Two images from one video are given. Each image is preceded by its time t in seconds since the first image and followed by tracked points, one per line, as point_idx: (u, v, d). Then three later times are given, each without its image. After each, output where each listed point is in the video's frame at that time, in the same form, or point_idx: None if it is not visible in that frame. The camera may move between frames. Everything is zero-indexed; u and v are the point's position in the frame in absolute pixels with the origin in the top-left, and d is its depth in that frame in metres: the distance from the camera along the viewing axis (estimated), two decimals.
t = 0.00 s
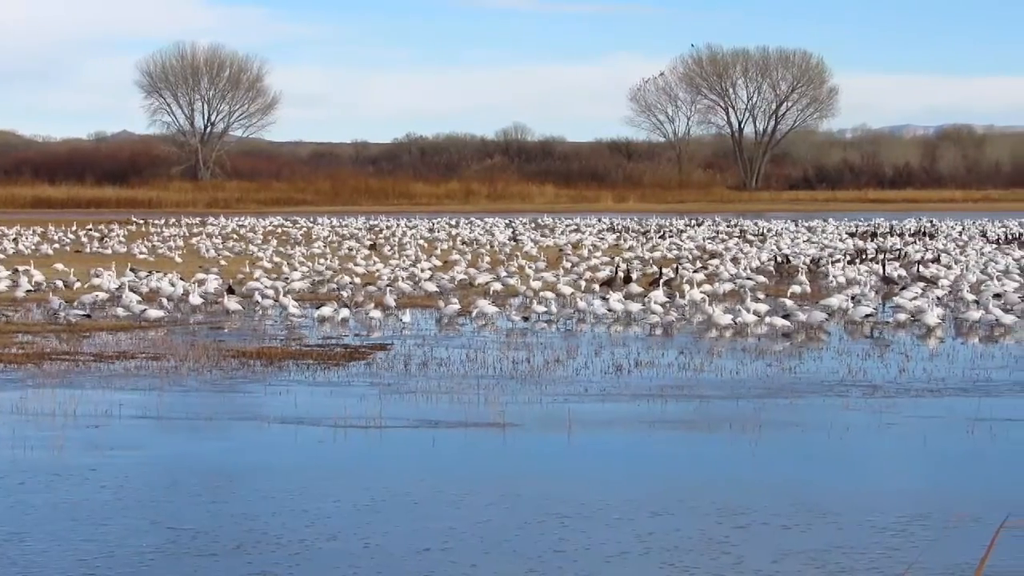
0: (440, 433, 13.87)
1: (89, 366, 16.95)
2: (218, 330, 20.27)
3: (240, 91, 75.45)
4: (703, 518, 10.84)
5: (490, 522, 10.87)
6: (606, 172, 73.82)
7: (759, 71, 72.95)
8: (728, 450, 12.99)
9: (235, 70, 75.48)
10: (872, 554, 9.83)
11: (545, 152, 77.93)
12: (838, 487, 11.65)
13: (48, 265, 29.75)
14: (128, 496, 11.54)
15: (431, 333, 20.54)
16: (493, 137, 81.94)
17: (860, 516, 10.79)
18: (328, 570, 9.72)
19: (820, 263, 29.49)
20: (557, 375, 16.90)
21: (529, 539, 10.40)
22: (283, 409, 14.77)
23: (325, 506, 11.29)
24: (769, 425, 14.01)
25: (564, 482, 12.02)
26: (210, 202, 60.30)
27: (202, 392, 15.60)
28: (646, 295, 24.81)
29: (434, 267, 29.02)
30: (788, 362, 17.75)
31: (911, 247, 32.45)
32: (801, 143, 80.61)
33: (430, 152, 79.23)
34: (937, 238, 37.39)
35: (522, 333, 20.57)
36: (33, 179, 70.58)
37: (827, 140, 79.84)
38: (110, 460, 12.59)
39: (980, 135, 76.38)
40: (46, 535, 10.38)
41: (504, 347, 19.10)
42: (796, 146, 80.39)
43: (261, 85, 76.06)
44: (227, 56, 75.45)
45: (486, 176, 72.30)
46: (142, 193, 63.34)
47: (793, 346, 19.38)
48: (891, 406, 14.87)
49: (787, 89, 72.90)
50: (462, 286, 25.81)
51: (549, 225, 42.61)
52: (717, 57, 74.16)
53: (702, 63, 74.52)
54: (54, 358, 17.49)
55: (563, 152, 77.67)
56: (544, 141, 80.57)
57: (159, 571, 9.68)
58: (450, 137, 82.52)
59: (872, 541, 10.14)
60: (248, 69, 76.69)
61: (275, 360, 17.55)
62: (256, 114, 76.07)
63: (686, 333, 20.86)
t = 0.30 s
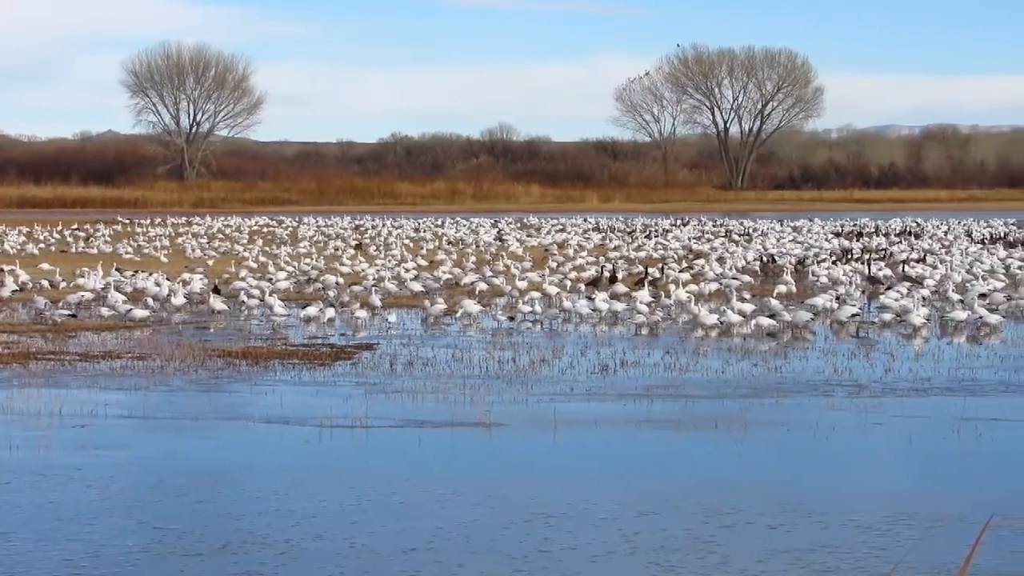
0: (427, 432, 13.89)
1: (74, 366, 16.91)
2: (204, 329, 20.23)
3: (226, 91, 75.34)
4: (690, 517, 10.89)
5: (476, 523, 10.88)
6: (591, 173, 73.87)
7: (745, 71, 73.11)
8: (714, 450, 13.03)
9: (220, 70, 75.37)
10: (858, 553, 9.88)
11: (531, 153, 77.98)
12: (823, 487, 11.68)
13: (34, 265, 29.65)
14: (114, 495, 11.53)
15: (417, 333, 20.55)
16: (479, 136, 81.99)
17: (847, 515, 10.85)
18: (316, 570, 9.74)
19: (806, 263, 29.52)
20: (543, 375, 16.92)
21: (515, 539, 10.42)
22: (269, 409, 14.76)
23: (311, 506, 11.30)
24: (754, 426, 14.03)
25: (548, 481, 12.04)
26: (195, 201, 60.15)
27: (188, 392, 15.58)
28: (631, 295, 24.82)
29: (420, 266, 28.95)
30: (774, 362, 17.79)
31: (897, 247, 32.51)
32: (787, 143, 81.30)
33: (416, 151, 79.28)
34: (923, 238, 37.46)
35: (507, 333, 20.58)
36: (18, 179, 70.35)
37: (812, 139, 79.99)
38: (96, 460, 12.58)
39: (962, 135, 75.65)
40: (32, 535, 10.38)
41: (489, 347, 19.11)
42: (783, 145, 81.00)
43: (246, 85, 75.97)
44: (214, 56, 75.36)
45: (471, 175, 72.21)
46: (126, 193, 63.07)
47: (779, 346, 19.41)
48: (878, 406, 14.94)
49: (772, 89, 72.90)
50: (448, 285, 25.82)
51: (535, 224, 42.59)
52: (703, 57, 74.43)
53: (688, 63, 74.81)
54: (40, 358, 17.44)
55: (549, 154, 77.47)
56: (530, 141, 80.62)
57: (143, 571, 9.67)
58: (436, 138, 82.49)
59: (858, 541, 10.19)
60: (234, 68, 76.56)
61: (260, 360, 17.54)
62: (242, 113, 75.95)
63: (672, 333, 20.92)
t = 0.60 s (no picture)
0: (424, 431, 13.89)
1: (70, 366, 16.89)
2: (200, 329, 20.20)
3: (221, 90, 75.34)
4: (688, 517, 10.90)
5: (472, 523, 10.88)
6: (586, 173, 73.69)
7: (741, 71, 72.90)
8: (711, 450, 13.03)
9: (216, 70, 75.31)
10: (855, 553, 9.89)
11: (526, 152, 78.03)
12: (818, 487, 11.68)
13: (30, 265, 29.59)
14: (110, 495, 11.52)
15: (413, 332, 20.54)
16: (474, 137, 82.00)
17: (844, 515, 10.87)
18: (313, 570, 9.73)
19: (802, 263, 29.53)
20: (538, 375, 16.91)
21: (510, 539, 10.42)
22: (265, 409, 14.75)
23: (307, 506, 11.30)
24: (750, 425, 14.03)
25: (543, 481, 12.04)
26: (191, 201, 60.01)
27: (184, 392, 15.57)
28: (626, 296, 24.80)
29: (415, 266, 28.92)
30: (770, 363, 17.80)
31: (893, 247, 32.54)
32: (781, 143, 81.62)
33: (412, 152, 79.55)
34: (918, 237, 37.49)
35: (503, 333, 20.57)
36: (14, 178, 70.29)
37: (806, 140, 81.09)
38: (92, 460, 12.56)
39: (957, 136, 79.33)
40: (28, 535, 10.36)
41: (485, 347, 19.09)
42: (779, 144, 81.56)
43: (242, 84, 76.03)
44: (208, 55, 75.14)
45: (467, 175, 72.10)
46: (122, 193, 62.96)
47: (775, 346, 19.40)
48: (874, 405, 14.95)
49: (767, 88, 73.10)
50: (444, 284, 25.80)
51: (531, 224, 42.54)
52: (698, 57, 74.02)
53: (683, 62, 74.38)
54: (37, 357, 17.41)
55: (545, 152, 78.33)
56: (526, 141, 80.68)
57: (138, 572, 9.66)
58: (432, 138, 82.54)
59: (853, 540, 10.19)
60: (229, 68, 76.54)
61: (256, 360, 17.52)
62: (237, 113, 75.95)
63: (667, 333, 20.92)
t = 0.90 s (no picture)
0: (424, 431, 13.89)
1: (70, 366, 16.89)
2: (199, 329, 20.19)
3: (221, 90, 75.34)
4: (687, 517, 10.90)
5: (472, 522, 10.89)
6: (586, 173, 73.65)
7: (741, 71, 72.95)
8: (710, 450, 13.03)
9: (215, 70, 75.30)
10: (855, 553, 9.90)
11: (526, 152, 78.06)
12: (818, 487, 11.69)
13: (30, 265, 29.58)
14: (109, 495, 11.51)
15: (413, 332, 20.55)
16: (474, 136, 82.01)
17: (844, 515, 10.87)
18: (314, 570, 9.74)
19: (802, 263, 29.54)
20: (538, 375, 16.92)
21: (510, 539, 10.42)
22: (263, 409, 14.75)
23: (307, 506, 11.29)
24: (749, 425, 14.03)
25: (543, 481, 12.05)
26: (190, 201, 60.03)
27: (183, 391, 15.56)
28: (626, 296, 24.81)
29: (414, 267, 28.91)
30: (770, 362, 17.80)
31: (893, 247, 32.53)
32: (781, 143, 81.68)
33: (412, 152, 79.57)
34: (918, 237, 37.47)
35: (502, 333, 20.56)
36: (14, 178, 70.28)
37: (806, 140, 81.15)
38: (92, 460, 12.56)
39: (957, 136, 79.36)
40: (28, 535, 10.36)
41: (485, 347, 19.08)
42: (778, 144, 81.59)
43: (241, 84, 76.03)
44: (208, 55, 75.09)
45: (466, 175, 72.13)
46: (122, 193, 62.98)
47: (774, 346, 19.41)
48: (873, 406, 14.96)
49: (767, 88, 73.16)
50: (444, 285, 25.81)
51: (530, 224, 42.52)
52: (698, 57, 74.09)
53: (683, 62, 74.38)
54: (36, 357, 17.41)
55: (544, 152, 78.31)
56: (525, 141, 80.71)
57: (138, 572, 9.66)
58: (432, 138, 82.56)
59: (853, 540, 10.20)
60: (229, 68, 76.55)
61: (256, 359, 17.52)
62: (236, 113, 75.94)
63: (667, 333, 20.93)
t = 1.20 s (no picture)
0: (419, 431, 13.91)
1: (64, 366, 16.89)
2: (194, 330, 20.20)
3: (215, 90, 75.27)
4: (682, 517, 10.91)
5: (467, 523, 10.90)
6: (581, 173, 73.70)
7: (736, 71, 73.03)
8: (706, 450, 13.05)
9: (211, 70, 75.22)
10: (850, 553, 9.91)
11: (521, 153, 78.11)
12: (812, 487, 11.72)
13: (24, 265, 29.56)
14: (104, 495, 11.52)
15: (408, 332, 20.59)
16: (469, 136, 82.04)
17: (838, 515, 10.89)
18: (308, 570, 9.75)
19: (797, 262, 29.58)
20: (533, 375, 16.93)
21: (505, 539, 10.43)
22: (258, 409, 14.76)
23: (302, 507, 11.30)
24: (744, 425, 14.05)
25: (538, 481, 12.06)
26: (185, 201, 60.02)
27: (178, 391, 15.57)
28: (621, 296, 24.84)
29: (409, 267, 28.92)
30: (764, 362, 17.83)
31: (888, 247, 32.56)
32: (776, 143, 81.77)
33: (407, 152, 79.58)
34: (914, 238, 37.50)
35: (498, 333, 20.57)
36: (9, 179, 70.19)
37: (801, 140, 81.23)
38: (86, 460, 12.56)
39: (952, 136, 79.47)
40: (23, 536, 10.36)
41: (480, 347, 19.10)
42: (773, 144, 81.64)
43: (236, 84, 75.96)
44: (203, 56, 75.10)
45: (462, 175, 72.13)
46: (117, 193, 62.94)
47: (770, 346, 19.44)
48: (869, 406, 14.98)
49: (762, 88, 73.22)
50: (439, 285, 25.83)
51: (526, 224, 42.54)
52: (693, 57, 74.15)
53: (679, 63, 74.45)
54: (31, 358, 17.41)
55: (539, 152, 78.33)
56: (520, 141, 80.75)
57: (133, 572, 9.66)
58: (427, 138, 82.56)
59: (850, 540, 10.22)
60: (224, 68, 76.47)
61: (251, 360, 17.52)
62: (232, 113, 75.88)
63: (662, 332, 20.97)
